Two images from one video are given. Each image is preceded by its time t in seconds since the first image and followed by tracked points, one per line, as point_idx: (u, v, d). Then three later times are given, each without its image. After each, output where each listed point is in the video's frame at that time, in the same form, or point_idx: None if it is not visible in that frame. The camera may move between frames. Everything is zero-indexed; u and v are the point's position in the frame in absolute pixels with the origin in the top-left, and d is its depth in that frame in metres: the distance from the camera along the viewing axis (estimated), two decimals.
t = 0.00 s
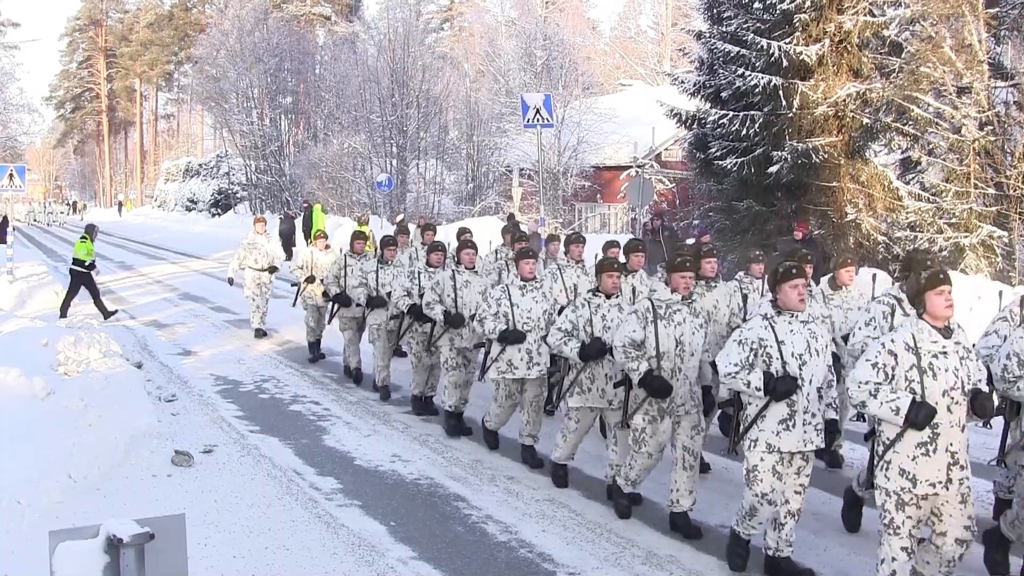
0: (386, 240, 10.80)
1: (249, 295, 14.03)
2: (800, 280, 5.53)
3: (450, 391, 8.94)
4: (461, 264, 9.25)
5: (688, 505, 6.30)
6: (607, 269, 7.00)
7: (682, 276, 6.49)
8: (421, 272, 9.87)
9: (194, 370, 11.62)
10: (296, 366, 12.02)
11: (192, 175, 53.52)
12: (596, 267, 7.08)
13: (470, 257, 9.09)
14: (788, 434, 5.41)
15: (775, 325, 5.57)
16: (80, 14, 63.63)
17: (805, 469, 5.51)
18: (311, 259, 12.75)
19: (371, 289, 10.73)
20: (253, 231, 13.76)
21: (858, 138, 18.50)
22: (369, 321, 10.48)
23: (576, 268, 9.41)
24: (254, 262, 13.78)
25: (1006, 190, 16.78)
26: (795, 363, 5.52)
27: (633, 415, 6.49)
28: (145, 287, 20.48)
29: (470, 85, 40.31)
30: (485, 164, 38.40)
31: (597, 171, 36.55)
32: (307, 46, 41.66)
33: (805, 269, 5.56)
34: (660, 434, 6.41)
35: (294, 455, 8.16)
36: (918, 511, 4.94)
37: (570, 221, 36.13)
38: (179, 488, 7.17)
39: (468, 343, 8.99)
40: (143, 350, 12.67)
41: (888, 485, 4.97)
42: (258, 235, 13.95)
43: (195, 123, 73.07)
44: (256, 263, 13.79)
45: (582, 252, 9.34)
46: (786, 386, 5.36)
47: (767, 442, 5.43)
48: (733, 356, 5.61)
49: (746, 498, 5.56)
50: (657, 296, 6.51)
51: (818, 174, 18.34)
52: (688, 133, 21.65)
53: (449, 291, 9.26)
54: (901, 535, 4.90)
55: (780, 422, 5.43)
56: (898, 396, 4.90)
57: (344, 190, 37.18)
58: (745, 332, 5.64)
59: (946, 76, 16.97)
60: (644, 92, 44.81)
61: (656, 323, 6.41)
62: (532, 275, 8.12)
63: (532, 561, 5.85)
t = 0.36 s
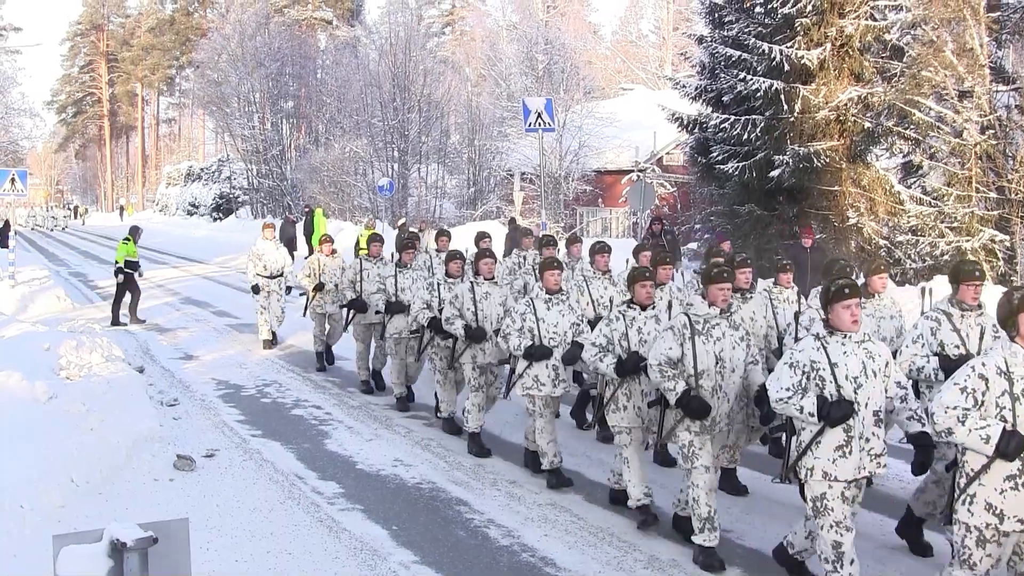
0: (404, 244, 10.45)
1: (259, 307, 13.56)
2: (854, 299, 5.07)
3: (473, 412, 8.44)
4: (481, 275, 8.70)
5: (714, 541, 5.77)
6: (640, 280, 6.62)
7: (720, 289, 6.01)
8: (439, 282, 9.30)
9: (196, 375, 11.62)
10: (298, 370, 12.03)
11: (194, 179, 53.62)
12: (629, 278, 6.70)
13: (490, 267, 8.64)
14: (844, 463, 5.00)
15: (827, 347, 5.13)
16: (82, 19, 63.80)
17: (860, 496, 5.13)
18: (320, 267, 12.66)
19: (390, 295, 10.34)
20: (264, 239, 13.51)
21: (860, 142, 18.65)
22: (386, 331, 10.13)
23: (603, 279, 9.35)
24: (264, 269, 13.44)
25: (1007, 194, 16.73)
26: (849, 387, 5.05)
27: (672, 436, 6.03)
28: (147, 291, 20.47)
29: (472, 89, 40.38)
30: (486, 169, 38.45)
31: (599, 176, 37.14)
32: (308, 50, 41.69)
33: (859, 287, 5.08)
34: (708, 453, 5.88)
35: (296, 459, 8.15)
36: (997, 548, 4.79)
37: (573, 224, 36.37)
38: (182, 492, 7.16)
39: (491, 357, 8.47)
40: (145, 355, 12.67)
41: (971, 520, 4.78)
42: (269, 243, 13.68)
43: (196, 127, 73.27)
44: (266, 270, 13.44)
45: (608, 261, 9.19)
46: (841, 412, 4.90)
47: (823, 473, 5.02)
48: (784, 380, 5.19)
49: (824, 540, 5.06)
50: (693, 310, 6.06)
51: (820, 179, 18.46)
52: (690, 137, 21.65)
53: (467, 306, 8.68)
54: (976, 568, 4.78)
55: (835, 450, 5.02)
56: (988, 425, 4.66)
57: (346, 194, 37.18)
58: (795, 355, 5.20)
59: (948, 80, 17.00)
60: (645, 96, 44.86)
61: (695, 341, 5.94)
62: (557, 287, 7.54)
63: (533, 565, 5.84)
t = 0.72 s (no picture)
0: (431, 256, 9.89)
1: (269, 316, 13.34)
2: (937, 312, 4.76)
3: (481, 421, 8.27)
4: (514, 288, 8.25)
5: (718, 546, 5.73)
6: (672, 283, 6.37)
7: (766, 295, 5.71)
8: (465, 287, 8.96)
9: (199, 379, 11.62)
10: (301, 374, 12.05)
11: (196, 183, 53.72)
12: (661, 280, 6.44)
13: (526, 280, 8.20)
14: (913, 488, 4.78)
15: (903, 362, 4.87)
16: (85, 23, 63.98)
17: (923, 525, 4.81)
18: (337, 278, 12.14)
19: (415, 309, 9.84)
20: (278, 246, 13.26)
21: (863, 147, 18.56)
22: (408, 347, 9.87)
23: (636, 285, 9.25)
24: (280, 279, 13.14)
25: (1010, 197, 16.69)
26: (925, 407, 4.84)
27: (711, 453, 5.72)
28: (150, 296, 20.46)
29: (474, 93, 40.42)
30: (489, 173, 38.48)
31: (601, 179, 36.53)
32: (311, 54, 41.70)
33: (944, 300, 4.77)
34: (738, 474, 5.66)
35: (299, 464, 8.14)
36: None
37: (575, 229, 36.47)
38: (185, 497, 7.15)
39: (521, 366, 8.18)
40: (148, 359, 12.67)
41: None
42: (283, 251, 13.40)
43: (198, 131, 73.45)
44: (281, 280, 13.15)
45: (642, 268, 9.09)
46: (916, 432, 4.71)
47: (888, 495, 4.81)
48: (856, 396, 4.90)
49: (849, 552, 4.97)
50: (738, 319, 5.73)
51: (822, 183, 18.47)
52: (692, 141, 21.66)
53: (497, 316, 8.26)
54: None
55: (905, 474, 4.80)
56: None
57: (348, 198, 37.19)
58: (869, 368, 4.92)
59: (950, 84, 17.01)
60: (647, 100, 44.85)
61: (743, 351, 5.64)
62: (588, 290, 7.20)
63: (536, 570, 5.83)
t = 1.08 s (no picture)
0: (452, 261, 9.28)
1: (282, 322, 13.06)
2: (1019, 319, 4.62)
3: (535, 435, 7.72)
4: (546, 290, 8.08)
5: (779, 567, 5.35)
6: (723, 291, 5.98)
7: (831, 302, 5.34)
8: (487, 297, 8.64)
9: (200, 384, 11.60)
10: (302, 379, 12.03)
11: (197, 188, 53.72)
12: (712, 289, 6.05)
13: (556, 281, 7.96)
14: (1000, 507, 4.62)
15: (983, 373, 4.69)
16: (86, 28, 64.08)
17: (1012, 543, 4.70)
18: (350, 286, 11.82)
19: (437, 317, 9.39)
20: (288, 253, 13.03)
21: (863, 150, 18.60)
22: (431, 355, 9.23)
23: (671, 290, 9.15)
24: (289, 286, 12.86)
25: (1010, 201, 16.71)
26: (1008, 421, 4.66)
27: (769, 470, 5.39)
28: (152, 301, 20.43)
29: (475, 98, 40.42)
30: (490, 178, 38.48)
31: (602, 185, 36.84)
32: (312, 59, 41.73)
33: None
34: (810, 495, 5.26)
35: (300, 468, 8.13)
36: None
37: (576, 233, 36.49)
38: (185, 501, 7.14)
39: (555, 378, 7.79)
40: (149, 364, 12.65)
41: None
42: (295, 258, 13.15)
43: (200, 136, 73.52)
44: (290, 288, 12.86)
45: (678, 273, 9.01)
46: (1001, 448, 4.51)
47: (978, 515, 4.64)
48: (937, 409, 4.72)
49: None
50: (796, 326, 5.44)
51: (823, 188, 18.43)
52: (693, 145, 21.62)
53: (530, 321, 8.05)
54: None
55: (991, 490, 4.64)
56: None
57: (349, 203, 37.17)
58: (949, 379, 4.73)
59: (950, 88, 16.96)
60: (648, 105, 44.84)
61: (800, 361, 5.33)
62: (626, 301, 6.88)
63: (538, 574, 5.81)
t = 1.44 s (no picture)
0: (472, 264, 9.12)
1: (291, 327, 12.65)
2: None
3: (569, 456, 7.24)
4: (571, 301, 7.50)
5: None
6: (759, 308, 5.51)
7: (883, 314, 5.06)
8: (505, 305, 8.23)
9: (200, 388, 11.60)
10: (303, 382, 12.03)
11: (197, 192, 53.77)
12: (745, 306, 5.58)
13: (581, 290, 7.37)
14: None
15: None
16: (86, 32, 64.23)
17: None
18: (365, 289, 11.10)
19: (456, 321, 9.16)
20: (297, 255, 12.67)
21: (863, 153, 18.66)
22: (450, 361, 9.09)
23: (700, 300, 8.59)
24: (298, 288, 12.42)
25: (1011, 204, 16.72)
26: None
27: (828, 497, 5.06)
28: (152, 305, 20.39)
29: (475, 101, 40.47)
30: (490, 181, 38.51)
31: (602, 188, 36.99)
32: (312, 63, 41.75)
33: None
34: (870, 522, 4.98)
35: (301, 472, 8.12)
36: None
37: (577, 237, 36.46)
38: (186, 505, 7.12)
39: (585, 397, 7.22)
40: (150, 368, 12.65)
41: None
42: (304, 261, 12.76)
43: (200, 140, 73.61)
44: (300, 291, 12.43)
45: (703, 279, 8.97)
46: None
47: None
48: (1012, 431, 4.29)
49: None
50: (850, 341, 5.10)
51: (823, 190, 18.52)
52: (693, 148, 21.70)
53: (553, 333, 7.53)
54: None
55: None
56: None
57: (350, 206, 37.19)
58: None
59: (951, 90, 16.92)
60: (649, 108, 44.86)
61: (856, 376, 5.01)
62: (659, 317, 6.39)
63: None
